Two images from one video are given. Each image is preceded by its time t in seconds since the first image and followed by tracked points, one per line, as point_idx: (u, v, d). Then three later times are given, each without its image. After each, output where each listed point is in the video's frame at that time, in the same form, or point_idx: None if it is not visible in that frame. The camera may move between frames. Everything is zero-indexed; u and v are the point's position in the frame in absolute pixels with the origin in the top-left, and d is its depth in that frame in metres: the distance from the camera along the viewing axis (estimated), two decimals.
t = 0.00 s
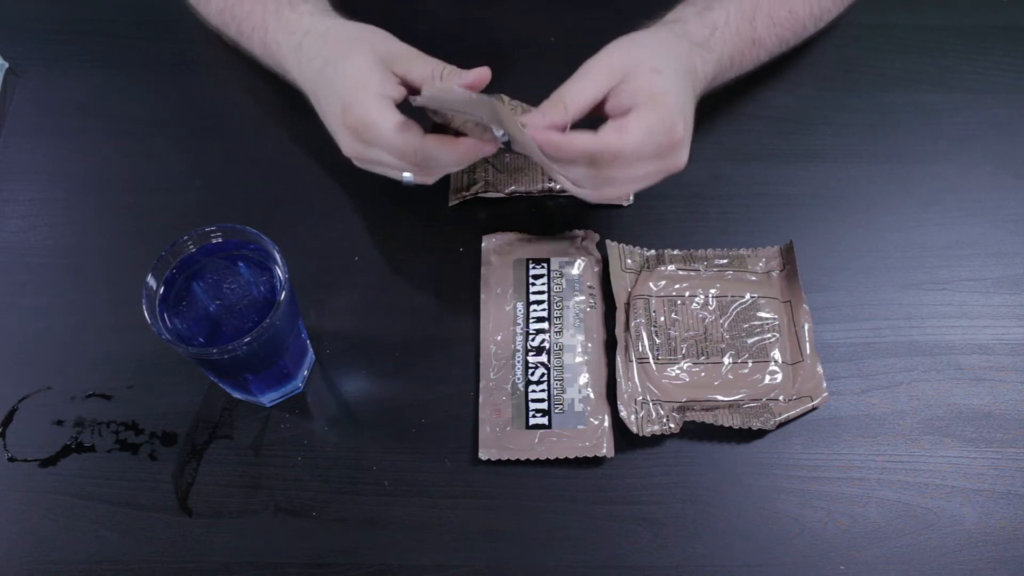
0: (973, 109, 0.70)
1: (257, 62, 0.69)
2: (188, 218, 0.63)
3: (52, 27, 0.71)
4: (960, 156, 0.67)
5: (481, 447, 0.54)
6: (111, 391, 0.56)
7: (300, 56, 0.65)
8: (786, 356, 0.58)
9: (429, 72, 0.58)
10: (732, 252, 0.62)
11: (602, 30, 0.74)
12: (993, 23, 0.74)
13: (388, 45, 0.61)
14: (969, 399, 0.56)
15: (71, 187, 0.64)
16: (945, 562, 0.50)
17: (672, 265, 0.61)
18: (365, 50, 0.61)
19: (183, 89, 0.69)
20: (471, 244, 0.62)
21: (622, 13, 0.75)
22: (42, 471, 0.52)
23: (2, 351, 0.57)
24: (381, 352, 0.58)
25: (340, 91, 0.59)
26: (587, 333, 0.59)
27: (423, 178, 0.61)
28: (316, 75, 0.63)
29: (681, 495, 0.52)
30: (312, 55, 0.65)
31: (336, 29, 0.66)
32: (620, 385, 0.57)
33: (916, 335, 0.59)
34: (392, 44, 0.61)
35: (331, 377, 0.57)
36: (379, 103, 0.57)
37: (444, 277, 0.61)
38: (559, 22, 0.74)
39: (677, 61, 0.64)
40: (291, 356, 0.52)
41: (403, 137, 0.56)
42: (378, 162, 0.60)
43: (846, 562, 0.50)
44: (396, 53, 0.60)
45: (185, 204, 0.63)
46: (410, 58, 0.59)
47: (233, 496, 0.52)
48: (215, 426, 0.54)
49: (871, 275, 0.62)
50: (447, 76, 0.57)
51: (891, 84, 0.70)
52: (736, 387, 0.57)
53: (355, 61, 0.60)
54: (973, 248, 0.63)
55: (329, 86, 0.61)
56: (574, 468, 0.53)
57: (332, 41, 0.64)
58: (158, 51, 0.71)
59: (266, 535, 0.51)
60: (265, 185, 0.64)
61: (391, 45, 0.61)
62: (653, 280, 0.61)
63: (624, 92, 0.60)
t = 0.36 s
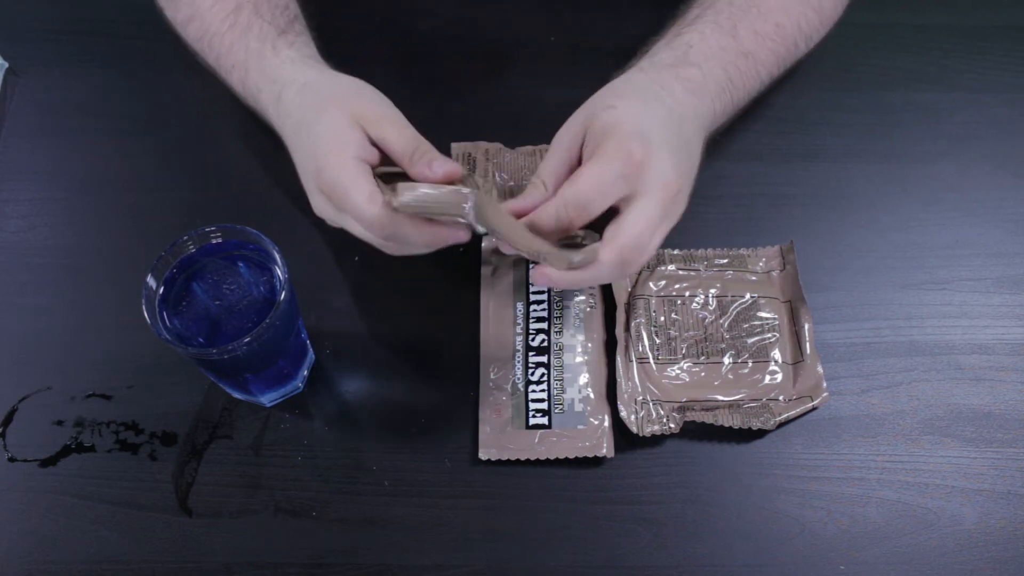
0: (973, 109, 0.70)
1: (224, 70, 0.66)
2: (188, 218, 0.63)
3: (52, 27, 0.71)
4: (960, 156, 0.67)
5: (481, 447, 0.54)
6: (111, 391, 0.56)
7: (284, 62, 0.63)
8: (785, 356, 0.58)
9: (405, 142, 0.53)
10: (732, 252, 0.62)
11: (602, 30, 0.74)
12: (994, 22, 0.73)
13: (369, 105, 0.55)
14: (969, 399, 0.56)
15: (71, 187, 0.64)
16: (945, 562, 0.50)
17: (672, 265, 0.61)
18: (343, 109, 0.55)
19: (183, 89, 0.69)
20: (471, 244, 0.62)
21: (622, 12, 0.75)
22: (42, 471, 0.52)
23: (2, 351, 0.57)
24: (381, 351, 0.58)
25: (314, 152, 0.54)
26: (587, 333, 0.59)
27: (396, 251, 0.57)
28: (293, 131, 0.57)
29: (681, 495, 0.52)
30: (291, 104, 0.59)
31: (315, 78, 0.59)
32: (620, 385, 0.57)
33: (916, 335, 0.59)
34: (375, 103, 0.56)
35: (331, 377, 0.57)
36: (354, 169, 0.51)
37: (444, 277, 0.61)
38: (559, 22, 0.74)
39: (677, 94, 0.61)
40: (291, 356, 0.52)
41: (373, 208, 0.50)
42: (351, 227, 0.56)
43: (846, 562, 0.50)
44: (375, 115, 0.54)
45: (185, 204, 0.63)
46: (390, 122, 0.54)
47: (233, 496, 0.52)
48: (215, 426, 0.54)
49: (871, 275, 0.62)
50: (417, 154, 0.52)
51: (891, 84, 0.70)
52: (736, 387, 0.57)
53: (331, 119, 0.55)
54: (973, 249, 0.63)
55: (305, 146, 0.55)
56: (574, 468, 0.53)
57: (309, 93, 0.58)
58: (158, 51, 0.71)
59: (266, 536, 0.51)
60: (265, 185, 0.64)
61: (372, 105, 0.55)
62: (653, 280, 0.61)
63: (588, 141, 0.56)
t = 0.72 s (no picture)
0: (973, 109, 0.70)
1: (209, 78, 0.66)
2: (188, 218, 0.63)
3: (52, 27, 0.71)
4: (960, 156, 0.67)
5: (481, 447, 0.54)
6: (111, 390, 0.56)
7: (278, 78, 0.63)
8: (785, 356, 0.58)
9: (415, 179, 0.51)
10: (732, 252, 0.62)
11: (602, 30, 0.74)
12: (994, 23, 0.73)
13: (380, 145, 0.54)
14: (969, 399, 0.56)
15: (71, 188, 0.64)
16: (945, 562, 0.50)
17: (672, 265, 0.61)
18: (353, 151, 0.54)
19: (184, 89, 0.69)
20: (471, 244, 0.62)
21: (622, 12, 0.75)
22: (42, 471, 0.52)
23: (2, 351, 0.57)
24: (381, 352, 0.58)
25: (324, 195, 0.52)
26: (587, 333, 0.59)
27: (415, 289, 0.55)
28: (302, 176, 0.56)
29: (681, 495, 0.52)
30: (300, 147, 0.57)
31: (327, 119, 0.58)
32: (620, 385, 0.57)
33: (916, 335, 0.59)
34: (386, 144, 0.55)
35: (331, 377, 0.57)
36: (366, 212, 0.49)
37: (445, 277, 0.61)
38: (559, 22, 0.74)
39: (677, 97, 0.57)
40: (291, 356, 0.52)
41: (387, 254, 0.48)
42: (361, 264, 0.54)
43: (846, 562, 0.50)
44: (386, 154, 0.53)
45: (185, 204, 0.63)
46: (402, 161, 0.52)
47: (232, 497, 0.52)
48: (215, 426, 0.54)
49: (871, 275, 0.62)
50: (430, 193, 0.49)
51: (891, 84, 0.70)
52: (737, 387, 0.57)
53: (342, 159, 0.54)
54: (973, 249, 0.63)
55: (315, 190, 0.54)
56: (574, 468, 0.53)
57: (318, 135, 0.57)
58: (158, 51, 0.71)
59: (266, 536, 0.51)
60: (265, 186, 0.64)
61: (384, 145, 0.54)
62: (653, 280, 0.61)
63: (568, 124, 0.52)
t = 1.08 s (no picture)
0: (973, 110, 0.70)
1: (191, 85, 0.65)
2: (188, 219, 0.63)
3: (52, 27, 0.71)
4: (960, 156, 0.67)
5: (481, 447, 0.54)
6: (111, 391, 0.56)
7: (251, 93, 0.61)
8: (785, 356, 0.58)
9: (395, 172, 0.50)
10: (732, 252, 0.62)
11: (602, 30, 0.74)
12: (994, 23, 0.74)
13: (355, 141, 0.53)
14: (969, 399, 0.56)
15: (71, 188, 0.64)
16: (945, 562, 0.50)
17: (672, 265, 0.61)
18: (328, 149, 0.53)
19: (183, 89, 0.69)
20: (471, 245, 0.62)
21: (622, 12, 0.75)
22: (41, 471, 0.52)
23: (2, 351, 0.57)
24: (381, 351, 0.58)
25: (312, 202, 0.52)
26: (587, 333, 0.59)
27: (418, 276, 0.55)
28: (285, 183, 0.55)
29: (681, 495, 0.52)
30: (278, 157, 0.56)
31: (303, 120, 0.56)
32: (620, 385, 0.57)
33: (916, 335, 0.59)
34: (361, 139, 0.53)
35: (331, 377, 0.57)
36: (358, 216, 0.50)
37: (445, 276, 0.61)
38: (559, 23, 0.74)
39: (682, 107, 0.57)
40: (291, 356, 0.52)
41: (387, 253, 0.49)
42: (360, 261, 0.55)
43: (846, 562, 0.50)
44: (362, 150, 0.52)
45: (185, 204, 0.63)
46: (379, 154, 0.51)
47: (232, 496, 0.52)
48: (215, 426, 0.54)
49: (871, 275, 0.62)
50: (414, 177, 0.49)
51: (892, 85, 0.70)
52: (737, 387, 0.57)
53: (319, 164, 0.52)
54: (973, 249, 0.63)
55: (302, 196, 0.53)
56: (574, 468, 0.53)
57: (293, 142, 0.55)
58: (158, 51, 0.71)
59: (266, 535, 0.51)
60: (265, 186, 0.64)
61: (358, 140, 0.53)
62: (653, 280, 0.61)
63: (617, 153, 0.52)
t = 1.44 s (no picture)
0: (973, 110, 0.70)
1: (190, 47, 0.64)
2: (188, 219, 0.63)
3: (52, 27, 0.71)
4: (960, 156, 0.67)
5: (481, 447, 0.54)
6: (111, 391, 0.56)
7: (251, 45, 0.60)
8: (786, 356, 0.58)
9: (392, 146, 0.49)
10: (732, 252, 0.62)
11: (602, 30, 0.74)
12: (994, 23, 0.73)
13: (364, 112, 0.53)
14: (969, 399, 0.56)
15: (71, 187, 0.64)
16: (945, 562, 0.50)
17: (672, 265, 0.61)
18: (335, 115, 0.53)
19: (183, 89, 0.69)
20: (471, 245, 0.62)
21: (623, 12, 0.75)
22: (41, 471, 0.52)
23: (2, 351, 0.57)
24: (381, 352, 0.58)
25: (308, 164, 0.52)
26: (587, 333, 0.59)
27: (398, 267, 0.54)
28: (282, 143, 0.54)
29: (681, 495, 0.52)
30: (280, 117, 0.55)
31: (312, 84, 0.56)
32: (620, 385, 0.57)
33: (916, 335, 0.59)
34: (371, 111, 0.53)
35: (331, 378, 0.57)
36: (348, 183, 0.49)
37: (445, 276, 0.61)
38: (559, 22, 0.74)
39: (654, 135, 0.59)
40: (291, 357, 0.52)
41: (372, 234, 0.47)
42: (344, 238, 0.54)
43: (846, 562, 0.50)
44: (367, 120, 0.51)
45: (185, 204, 0.63)
46: (381, 127, 0.51)
47: (232, 497, 0.52)
48: (215, 426, 0.54)
49: (871, 275, 0.62)
50: (412, 161, 0.46)
51: (892, 85, 0.70)
52: (737, 387, 0.57)
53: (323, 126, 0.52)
54: (973, 249, 0.63)
55: (297, 157, 0.53)
56: (574, 468, 0.53)
57: (302, 100, 0.55)
58: (158, 50, 0.71)
59: (266, 536, 0.51)
60: (265, 185, 0.64)
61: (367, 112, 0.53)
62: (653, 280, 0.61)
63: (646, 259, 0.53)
